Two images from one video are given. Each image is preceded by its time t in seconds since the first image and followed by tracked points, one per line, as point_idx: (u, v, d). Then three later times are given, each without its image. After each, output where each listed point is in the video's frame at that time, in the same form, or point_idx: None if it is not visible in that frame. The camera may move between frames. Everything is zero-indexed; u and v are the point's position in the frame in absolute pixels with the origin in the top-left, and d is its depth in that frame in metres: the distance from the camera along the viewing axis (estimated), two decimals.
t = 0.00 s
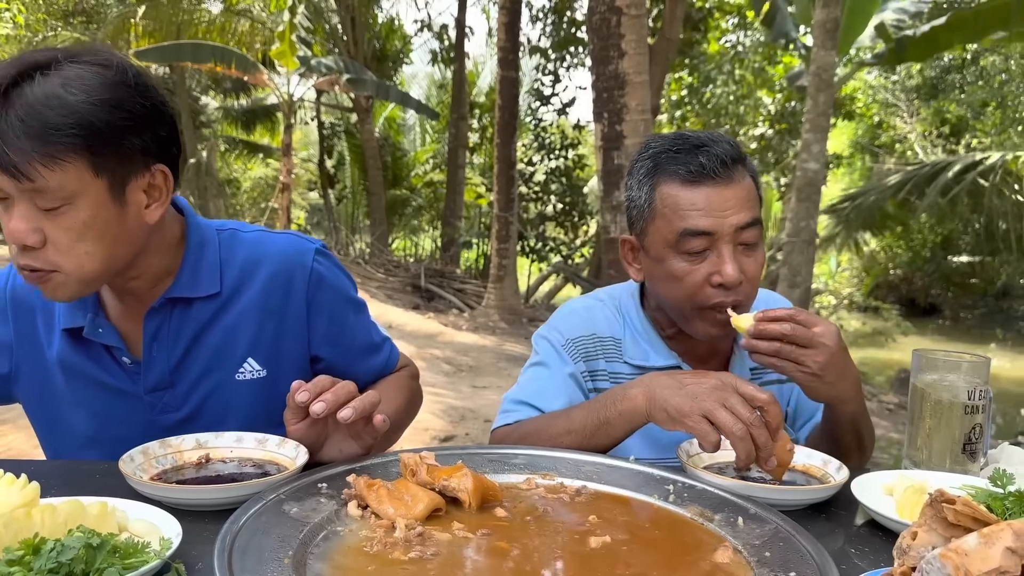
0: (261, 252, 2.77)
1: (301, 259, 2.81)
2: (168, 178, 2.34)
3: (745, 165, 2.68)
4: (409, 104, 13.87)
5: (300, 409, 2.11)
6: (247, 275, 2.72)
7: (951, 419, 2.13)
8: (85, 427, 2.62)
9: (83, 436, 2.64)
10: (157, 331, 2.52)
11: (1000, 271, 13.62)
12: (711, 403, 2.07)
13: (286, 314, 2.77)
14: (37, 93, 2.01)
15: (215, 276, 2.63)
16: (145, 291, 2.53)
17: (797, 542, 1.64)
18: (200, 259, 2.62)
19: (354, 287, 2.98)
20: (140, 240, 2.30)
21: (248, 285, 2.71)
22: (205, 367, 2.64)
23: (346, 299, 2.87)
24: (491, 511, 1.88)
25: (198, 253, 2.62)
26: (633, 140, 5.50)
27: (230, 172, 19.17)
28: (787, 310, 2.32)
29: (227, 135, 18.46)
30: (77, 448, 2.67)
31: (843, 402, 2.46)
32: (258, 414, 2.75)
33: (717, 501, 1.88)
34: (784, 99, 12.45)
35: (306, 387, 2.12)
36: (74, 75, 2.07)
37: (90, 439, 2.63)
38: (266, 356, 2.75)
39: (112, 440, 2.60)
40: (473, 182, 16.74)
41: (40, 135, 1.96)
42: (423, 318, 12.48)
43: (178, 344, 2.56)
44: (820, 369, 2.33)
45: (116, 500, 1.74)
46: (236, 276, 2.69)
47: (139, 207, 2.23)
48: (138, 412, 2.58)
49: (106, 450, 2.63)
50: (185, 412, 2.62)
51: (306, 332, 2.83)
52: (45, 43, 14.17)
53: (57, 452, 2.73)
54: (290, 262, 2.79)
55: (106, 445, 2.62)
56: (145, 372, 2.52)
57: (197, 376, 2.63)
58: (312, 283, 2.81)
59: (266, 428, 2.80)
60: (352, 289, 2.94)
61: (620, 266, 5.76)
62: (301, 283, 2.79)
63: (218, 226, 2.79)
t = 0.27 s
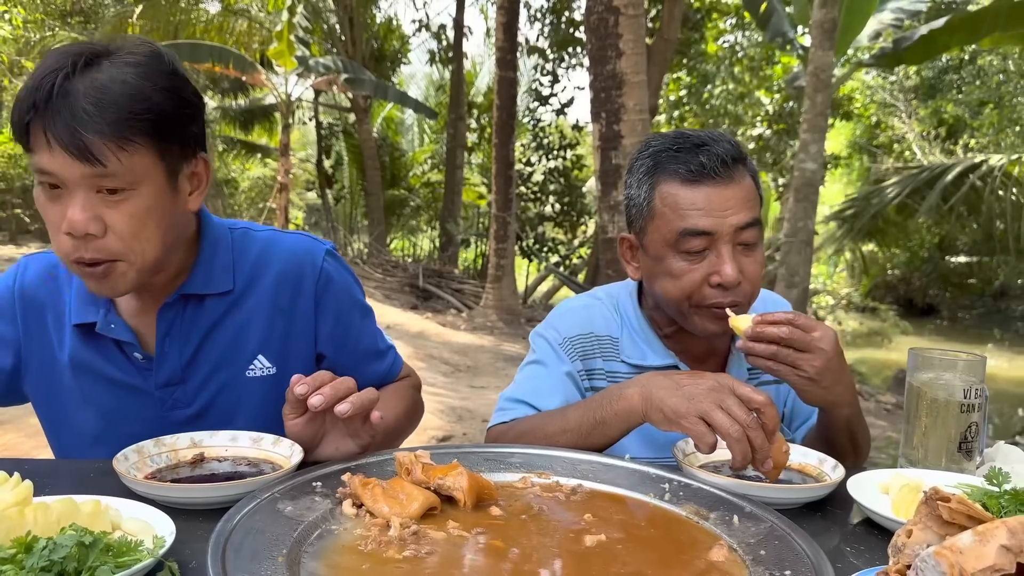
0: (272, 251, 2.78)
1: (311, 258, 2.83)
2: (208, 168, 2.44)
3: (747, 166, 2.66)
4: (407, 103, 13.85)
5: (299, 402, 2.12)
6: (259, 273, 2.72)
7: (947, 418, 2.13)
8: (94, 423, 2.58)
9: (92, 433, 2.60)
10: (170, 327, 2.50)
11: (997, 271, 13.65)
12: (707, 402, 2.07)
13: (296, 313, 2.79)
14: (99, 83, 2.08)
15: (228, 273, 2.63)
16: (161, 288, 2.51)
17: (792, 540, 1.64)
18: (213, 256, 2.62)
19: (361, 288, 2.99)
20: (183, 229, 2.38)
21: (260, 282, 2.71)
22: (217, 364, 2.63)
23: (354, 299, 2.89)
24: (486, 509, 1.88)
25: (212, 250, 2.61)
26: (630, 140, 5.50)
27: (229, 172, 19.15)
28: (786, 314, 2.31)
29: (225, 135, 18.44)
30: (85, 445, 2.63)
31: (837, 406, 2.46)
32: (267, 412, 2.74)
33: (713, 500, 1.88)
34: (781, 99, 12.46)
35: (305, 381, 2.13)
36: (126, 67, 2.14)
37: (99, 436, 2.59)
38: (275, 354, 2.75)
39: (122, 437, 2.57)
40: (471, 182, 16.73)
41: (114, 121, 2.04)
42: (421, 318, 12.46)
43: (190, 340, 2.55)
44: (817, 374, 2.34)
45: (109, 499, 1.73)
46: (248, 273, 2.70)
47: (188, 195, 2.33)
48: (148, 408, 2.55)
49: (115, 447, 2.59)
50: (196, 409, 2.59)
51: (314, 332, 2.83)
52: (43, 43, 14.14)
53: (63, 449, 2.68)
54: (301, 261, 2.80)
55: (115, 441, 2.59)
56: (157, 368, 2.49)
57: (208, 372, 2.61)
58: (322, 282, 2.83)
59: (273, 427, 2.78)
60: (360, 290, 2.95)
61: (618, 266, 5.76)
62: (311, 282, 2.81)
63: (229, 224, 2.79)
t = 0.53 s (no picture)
0: (292, 251, 2.81)
1: (330, 260, 2.87)
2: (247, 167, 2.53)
3: (743, 166, 2.66)
4: (405, 103, 13.83)
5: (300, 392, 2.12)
6: (279, 273, 2.76)
7: (946, 416, 2.12)
8: (108, 418, 2.55)
9: (105, 428, 2.56)
10: (190, 321, 2.50)
11: (995, 271, 13.68)
12: (706, 402, 2.07)
13: (313, 313, 2.81)
14: (164, 82, 2.16)
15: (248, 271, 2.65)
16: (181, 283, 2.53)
17: (791, 539, 1.63)
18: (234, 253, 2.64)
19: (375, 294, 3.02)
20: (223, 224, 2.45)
21: (280, 282, 2.75)
22: (234, 360, 2.62)
23: (370, 302, 2.92)
24: (484, 509, 1.87)
25: (234, 247, 2.64)
26: (629, 139, 5.50)
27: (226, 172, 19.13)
28: (778, 313, 2.30)
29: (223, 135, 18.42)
30: (97, 442, 2.59)
31: (831, 405, 2.46)
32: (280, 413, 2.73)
33: (712, 499, 1.88)
34: (779, 100, 12.47)
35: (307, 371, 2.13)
36: (186, 67, 2.23)
37: (113, 431, 2.56)
38: (292, 354, 2.77)
39: (136, 432, 2.53)
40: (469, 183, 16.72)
41: (181, 119, 2.13)
42: (419, 318, 12.45)
43: (209, 336, 2.55)
44: (809, 372, 2.33)
45: (105, 498, 1.72)
46: (269, 273, 2.73)
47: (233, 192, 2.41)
48: (163, 403, 2.52)
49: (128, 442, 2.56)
50: (211, 405, 2.58)
51: (329, 333, 2.85)
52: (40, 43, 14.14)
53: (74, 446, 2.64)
54: (320, 262, 2.85)
55: (128, 437, 2.55)
56: (175, 361, 2.48)
57: (225, 368, 2.60)
58: (339, 284, 2.87)
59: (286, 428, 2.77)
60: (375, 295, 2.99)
61: (616, 266, 5.76)
62: (329, 284, 2.84)
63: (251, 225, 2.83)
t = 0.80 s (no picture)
0: (318, 254, 2.88)
1: (355, 264, 2.93)
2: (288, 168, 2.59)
3: (740, 167, 2.65)
4: (403, 103, 13.81)
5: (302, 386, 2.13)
6: (305, 274, 2.81)
7: (942, 416, 2.12)
8: (130, 410, 2.56)
9: (125, 420, 2.57)
10: (219, 316, 2.55)
11: (992, 271, 13.71)
12: (703, 402, 2.06)
13: (335, 315, 2.85)
14: (232, 88, 2.22)
15: (278, 269, 2.71)
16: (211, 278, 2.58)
17: (787, 539, 1.63)
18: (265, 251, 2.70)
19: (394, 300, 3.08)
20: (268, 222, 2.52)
21: (306, 283, 2.81)
22: (257, 357, 2.65)
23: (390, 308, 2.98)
24: (481, 510, 1.87)
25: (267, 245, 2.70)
26: (627, 140, 5.49)
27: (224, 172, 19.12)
28: (771, 320, 2.30)
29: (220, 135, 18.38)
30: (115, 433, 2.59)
31: (826, 411, 2.46)
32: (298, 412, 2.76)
33: (709, 498, 1.88)
34: (777, 100, 12.51)
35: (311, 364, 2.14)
36: (249, 73, 2.29)
37: (133, 423, 2.56)
38: (313, 354, 2.81)
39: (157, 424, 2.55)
40: (467, 183, 16.73)
41: (248, 125, 2.20)
42: (417, 318, 12.44)
43: (236, 331, 2.59)
44: (803, 380, 2.33)
45: (100, 499, 1.72)
46: (296, 273, 2.79)
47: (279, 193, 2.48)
48: (187, 395, 2.55)
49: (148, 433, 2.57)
50: (233, 400, 2.60)
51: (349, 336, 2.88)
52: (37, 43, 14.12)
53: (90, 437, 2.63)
54: (344, 265, 2.90)
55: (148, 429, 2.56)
56: (203, 353, 2.53)
57: (249, 363, 2.64)
58: (362, 287, 2.92)
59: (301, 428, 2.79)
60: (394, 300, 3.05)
61: (614, 267, 5.76)
62: (353, 287, 2.90)
63: (278, 228, 2.90)
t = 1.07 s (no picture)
0: (343, 258, 2.96)
1: (376, 270, 3.03)
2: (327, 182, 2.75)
3: (733, 164, 2.66)
4: (400, 104, 13.77)
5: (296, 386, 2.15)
6: (327, 276, 2.89)
7: (935, 414, 2.13)
8: (159, 406, 2.61)
9: (153, 416, 2.62)
10: (251, 315, 2.64)
11: (989, 271, 13.72)
12: (696, 399, 2.06)
13: (356, 317, 2.94)
14: (301, 101, 2.37)
15: (305, 272, 2.81)
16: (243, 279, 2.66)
17: (780, 537, 1.63)
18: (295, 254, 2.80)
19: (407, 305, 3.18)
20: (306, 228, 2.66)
21: (331, 285, 2.89)
22: (284, 356, 2.73)
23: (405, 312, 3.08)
24: (473, 508, 1.86)
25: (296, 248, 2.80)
26: (623, 140, 5.48)
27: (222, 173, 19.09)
28: (761, 312, 2.30)
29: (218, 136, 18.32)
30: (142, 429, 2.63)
31: (817, 404, 2.47)
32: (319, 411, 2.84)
33: (703, 496, 1.87)
34: (775, 100, 12.53)
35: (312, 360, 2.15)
36: (313, 87, 2.45)
37: (161, 418, 2.62)
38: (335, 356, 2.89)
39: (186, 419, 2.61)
40: (465, 184, 16.72)
41: (316, 138, 2.37)
42: (414, 319, 12.41)
43: (267, 330, 2.68)
44: (794, 372, 2.34)
45: (91, 498, 1.71)
46: (323, 276, 2.88)
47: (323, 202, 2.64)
48: (216, 392, 2.61)
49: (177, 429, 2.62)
50: (261, 399, 2.66)
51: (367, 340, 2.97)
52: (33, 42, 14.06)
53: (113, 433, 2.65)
54: (364, 269, 2.99)
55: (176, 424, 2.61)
56: (236, 352, 2.60)
57: (277, 363, 2.71)
58: (380, 291, 3.01)
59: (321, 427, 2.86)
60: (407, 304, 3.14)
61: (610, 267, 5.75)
62: (374, 291, 2.99)
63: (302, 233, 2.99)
